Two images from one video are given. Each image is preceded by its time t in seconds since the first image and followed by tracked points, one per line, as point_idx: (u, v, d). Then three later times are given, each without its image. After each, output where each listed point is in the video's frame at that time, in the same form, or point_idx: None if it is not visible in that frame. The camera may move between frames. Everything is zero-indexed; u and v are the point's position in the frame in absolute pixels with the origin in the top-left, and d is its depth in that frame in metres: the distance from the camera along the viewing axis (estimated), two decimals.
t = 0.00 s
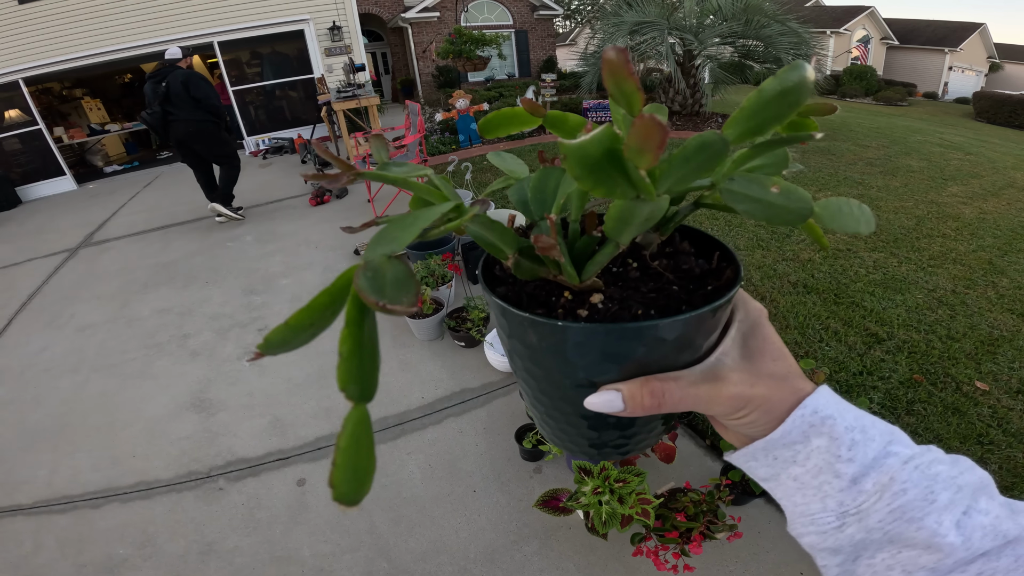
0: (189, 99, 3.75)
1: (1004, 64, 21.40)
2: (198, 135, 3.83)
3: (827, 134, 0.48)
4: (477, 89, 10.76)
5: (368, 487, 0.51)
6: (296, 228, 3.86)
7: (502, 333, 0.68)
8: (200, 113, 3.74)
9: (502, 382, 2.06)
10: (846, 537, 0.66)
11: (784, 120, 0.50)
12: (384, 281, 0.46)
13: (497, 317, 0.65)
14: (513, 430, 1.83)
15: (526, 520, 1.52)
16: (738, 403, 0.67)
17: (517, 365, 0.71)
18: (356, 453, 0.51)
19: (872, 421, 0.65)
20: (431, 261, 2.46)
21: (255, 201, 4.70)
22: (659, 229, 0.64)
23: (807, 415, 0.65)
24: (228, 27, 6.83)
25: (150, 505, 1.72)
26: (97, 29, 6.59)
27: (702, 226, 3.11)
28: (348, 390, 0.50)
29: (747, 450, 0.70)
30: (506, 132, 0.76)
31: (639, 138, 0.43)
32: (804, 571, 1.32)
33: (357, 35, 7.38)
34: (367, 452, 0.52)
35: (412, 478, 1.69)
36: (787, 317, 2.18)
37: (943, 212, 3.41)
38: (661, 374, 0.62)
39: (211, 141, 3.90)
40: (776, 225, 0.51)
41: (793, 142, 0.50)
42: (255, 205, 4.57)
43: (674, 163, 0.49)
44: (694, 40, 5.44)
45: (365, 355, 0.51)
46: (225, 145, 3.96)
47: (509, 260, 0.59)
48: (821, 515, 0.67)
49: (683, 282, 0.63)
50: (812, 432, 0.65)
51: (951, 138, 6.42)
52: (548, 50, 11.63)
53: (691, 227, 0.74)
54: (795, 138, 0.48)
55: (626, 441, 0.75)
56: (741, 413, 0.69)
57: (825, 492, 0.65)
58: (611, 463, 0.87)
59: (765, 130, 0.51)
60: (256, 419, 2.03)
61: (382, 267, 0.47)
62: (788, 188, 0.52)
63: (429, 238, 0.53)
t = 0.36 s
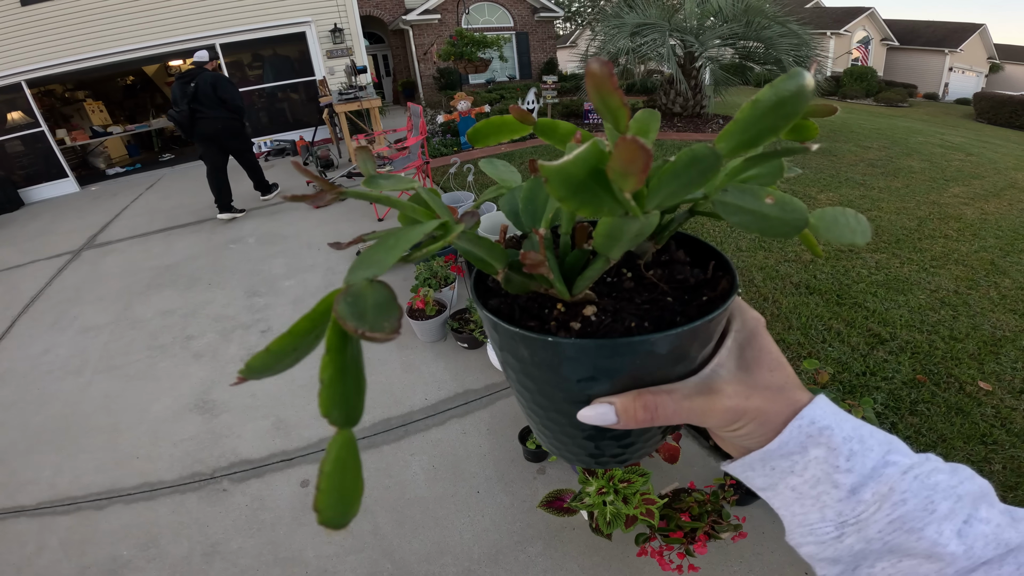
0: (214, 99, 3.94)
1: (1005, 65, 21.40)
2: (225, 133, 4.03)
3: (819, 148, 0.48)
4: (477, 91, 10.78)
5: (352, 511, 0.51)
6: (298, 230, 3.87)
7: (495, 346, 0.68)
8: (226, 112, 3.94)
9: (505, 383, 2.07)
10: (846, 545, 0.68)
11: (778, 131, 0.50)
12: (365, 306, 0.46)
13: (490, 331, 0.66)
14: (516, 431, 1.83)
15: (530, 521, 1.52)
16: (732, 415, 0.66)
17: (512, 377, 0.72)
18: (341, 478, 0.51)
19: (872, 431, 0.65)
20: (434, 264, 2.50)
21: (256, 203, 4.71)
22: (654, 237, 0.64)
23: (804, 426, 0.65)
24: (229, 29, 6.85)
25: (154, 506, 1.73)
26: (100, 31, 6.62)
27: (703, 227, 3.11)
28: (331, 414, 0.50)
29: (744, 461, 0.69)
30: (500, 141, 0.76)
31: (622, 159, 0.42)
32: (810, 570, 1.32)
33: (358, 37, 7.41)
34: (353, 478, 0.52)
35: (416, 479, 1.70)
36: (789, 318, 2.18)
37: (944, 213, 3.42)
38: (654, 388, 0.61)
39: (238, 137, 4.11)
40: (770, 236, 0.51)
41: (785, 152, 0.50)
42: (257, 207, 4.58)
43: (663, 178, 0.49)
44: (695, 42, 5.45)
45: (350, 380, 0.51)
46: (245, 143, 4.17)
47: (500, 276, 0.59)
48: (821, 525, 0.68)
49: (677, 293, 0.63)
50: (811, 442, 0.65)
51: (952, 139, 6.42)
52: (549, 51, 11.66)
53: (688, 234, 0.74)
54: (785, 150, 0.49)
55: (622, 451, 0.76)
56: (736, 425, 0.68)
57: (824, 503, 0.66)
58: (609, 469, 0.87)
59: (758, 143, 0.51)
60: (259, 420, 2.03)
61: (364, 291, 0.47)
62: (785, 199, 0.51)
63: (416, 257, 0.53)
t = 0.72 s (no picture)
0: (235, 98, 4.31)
1: (1003, 65, 21.46)
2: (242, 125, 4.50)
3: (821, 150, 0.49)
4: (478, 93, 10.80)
5: (359, 502, 0.51)
6: (299, 231, 3.87)
7: (498, 345, 0.68)
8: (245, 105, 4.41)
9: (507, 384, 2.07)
10: (848, 544, 0.68)
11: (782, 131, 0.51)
12: (373, 299, 0.46)
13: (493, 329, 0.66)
14: (518, 432, 1.83)
15: (533, 522, 1.52)
16: (734, 415, 0.66)
17: (514, 376, 0.72)
18: (348, 470, 0.51)
19: (873, 429, 0.66)
20: (435, 265, 2.48)
21: (257, 205, 4.72)
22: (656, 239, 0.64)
23: (806, 425, 0.65)
24: (229, 31, 6.87)
25: (156, 508, 1.73)
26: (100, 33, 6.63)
27: (704, 228, 3.12)
28: (339, 407, 0.50)
29: (746, 460, 0.69)
30: (502, 142, 0.76)
31: (628, 156, 0.43)
32: (814, 570, 1.32)
33: (359, 39, 7.42)
34: (360, 471, 0.52)
35: (418, 480, 1.70)
36: (791, 318, 2.18)
37: (945, 213, 3.42)
38: (656, 386, 0.62)
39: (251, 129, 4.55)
40: (772, 237, 0.52)
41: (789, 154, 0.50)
42: (258, 209, 4.58)
43: (668, 177, 0.49)
44: (695, 43, 5.48)
45: (358, 374, 0.51)
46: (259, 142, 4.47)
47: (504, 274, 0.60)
48: (823, 525, 0.68)
49: (679, 294, 0.63)
50: (812, 441, 0.65)
51: (951, 139, 6.43)
52: (549, 53, 11.68)
53: (688, 236, 0.74)
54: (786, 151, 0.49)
55: (623, 451, 0.76)
56: (737, 424, 0.68)
57: (826, 502, 0.67)
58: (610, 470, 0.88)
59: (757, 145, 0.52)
60: (261, 422, 2.04)
61: (372, 284, 0.47)
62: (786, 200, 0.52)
63: (425, 252, 0.53)
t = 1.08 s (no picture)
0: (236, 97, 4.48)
1: (998, 64, 21.57)
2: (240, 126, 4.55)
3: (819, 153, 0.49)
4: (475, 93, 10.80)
5: (367, 502, 0.50)
6: (297, 233, 3.86)
7: (499, 345, 0.69)
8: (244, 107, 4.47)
9: (506, 384, 2.07)
10: (847, 544, 0.68)
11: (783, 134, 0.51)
12: (377, 304, 0.46)
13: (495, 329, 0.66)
14: (518, 432, 1.83)
15: (533, 522, 1.53)
16: (733, 416, 0.66)
17: (516, 377, 0.72)
18: (355, 472, 0.51)
19: (870, 430, 0.66)
20: (434, 266, 2.48)
21: (255, 206, 4.71)
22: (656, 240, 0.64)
23: (806, 426, 0.65)
24: (226, 32, 6.85)
25: (156, 510, 1.72)
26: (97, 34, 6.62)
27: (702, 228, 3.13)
28: (346, 408, 0.50)
29: (745, 461, 0.69)
30: (504, 143, 0.76)
31: (626, 161, 0.43)
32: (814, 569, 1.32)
33: (356, 40, 7.41)
34: (366, 469, 0.52)
35: (418, 480, 1.70)
36: (789, 317, 2.19)
37: (941, 212, 3.44)
38: (655, 387, 0.62)
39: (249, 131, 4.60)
40: (772, 240, 0.52)
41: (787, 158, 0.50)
42: (255, 210, 4.58)
43: (666, 182, 0.49)
44: (692, 43, 5.52)
45: (364, 376, 0.51)
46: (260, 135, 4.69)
47: (506, 275, 0.60)
48: (822, 525, 0.68)
49: (680, 295, 0.64)
50: (811, 442, 0.65)
51: (947, 138, 6.47)
52: (546, 53, 11.68)
53: (689, 237, 0.75)
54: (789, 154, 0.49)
55: (624, 451, 0.76)
56: (736, 425, 0.68)
57: (826, 502, 0.67)
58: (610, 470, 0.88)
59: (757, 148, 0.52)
60: (260, 423, 2.03)
61: (376, 289, 0.47)
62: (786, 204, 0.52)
63: (428, 256, 0.53)
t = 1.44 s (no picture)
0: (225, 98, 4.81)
1: (984, 62, 21.83)
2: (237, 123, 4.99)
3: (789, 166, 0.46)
4: (467, 93, 10.79)
5: (354, 511, 0.52)
6: (290, 235, 3.84)
7: (492, 355, 0.70)
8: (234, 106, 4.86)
9: (502, 385, 2.07)
10: (838, 552, 0.68)
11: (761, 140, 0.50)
12: (353, 334, 0.47)
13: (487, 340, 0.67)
14: (514, 432, 1.83)
15: (532, 522, 1.52)
16: (719, 425, 0.67)
17: (510, 386, 0.73)
18: (338, 485, 0.51)
19: (860, 437, 0.66)
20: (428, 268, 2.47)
21: (247, 208, 4.68)
22: (649, 247, 0.65)
23: (794, 434, 0.65)
24: (216, 34, 6.81)
25: (153, 514, 1.71)
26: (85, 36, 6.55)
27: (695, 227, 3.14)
28: (327, 429, 0.50)
29: (735, 469, 0.69)
30: (498, 154, 0.76)
31: (574, 195, 0.43)
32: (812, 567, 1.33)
33: (347, 41, 7.38)
34: (351, 481, 0.53)
35: (416, 482, 1.69)
36: (783, 314, 2.20)
37: (931, 208, 3.47)
38: (642, 398, 0.62)
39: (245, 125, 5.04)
40: (757, 248, 0.52)
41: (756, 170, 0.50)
42: (247, 213, 4.55)
43: (635, 203, 0.51)
44: (683, 42, 5.49)
45: (349, 395, 0.52)
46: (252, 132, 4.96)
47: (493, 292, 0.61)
48: (812, 533, 0.68)
49: (670, 305, 0.64)
50: (800, 450, 0.65)
51: (935, 135, 6.54)
52: (538, 53, 11.69)
53: (683, 243, 0.74)
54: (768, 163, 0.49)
55: (619, 456, 0.77)
56: (724, 434, 0.69)
57: (816, 510, 0.66)
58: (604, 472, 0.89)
59: (734, 159, 0.52)
60: (256, 427, 2.02)
61: (352, 318, 0.48)
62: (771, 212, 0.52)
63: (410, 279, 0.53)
